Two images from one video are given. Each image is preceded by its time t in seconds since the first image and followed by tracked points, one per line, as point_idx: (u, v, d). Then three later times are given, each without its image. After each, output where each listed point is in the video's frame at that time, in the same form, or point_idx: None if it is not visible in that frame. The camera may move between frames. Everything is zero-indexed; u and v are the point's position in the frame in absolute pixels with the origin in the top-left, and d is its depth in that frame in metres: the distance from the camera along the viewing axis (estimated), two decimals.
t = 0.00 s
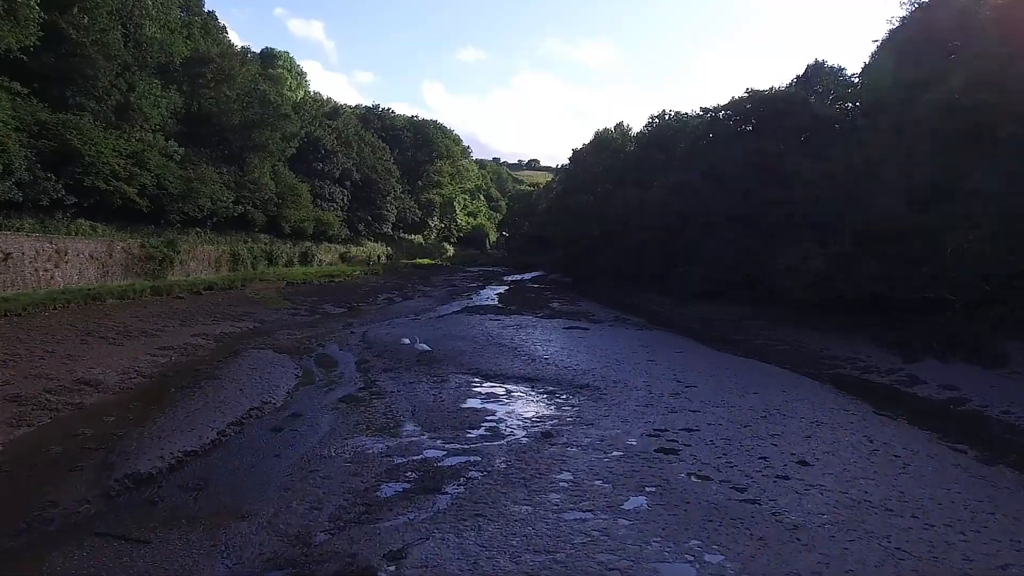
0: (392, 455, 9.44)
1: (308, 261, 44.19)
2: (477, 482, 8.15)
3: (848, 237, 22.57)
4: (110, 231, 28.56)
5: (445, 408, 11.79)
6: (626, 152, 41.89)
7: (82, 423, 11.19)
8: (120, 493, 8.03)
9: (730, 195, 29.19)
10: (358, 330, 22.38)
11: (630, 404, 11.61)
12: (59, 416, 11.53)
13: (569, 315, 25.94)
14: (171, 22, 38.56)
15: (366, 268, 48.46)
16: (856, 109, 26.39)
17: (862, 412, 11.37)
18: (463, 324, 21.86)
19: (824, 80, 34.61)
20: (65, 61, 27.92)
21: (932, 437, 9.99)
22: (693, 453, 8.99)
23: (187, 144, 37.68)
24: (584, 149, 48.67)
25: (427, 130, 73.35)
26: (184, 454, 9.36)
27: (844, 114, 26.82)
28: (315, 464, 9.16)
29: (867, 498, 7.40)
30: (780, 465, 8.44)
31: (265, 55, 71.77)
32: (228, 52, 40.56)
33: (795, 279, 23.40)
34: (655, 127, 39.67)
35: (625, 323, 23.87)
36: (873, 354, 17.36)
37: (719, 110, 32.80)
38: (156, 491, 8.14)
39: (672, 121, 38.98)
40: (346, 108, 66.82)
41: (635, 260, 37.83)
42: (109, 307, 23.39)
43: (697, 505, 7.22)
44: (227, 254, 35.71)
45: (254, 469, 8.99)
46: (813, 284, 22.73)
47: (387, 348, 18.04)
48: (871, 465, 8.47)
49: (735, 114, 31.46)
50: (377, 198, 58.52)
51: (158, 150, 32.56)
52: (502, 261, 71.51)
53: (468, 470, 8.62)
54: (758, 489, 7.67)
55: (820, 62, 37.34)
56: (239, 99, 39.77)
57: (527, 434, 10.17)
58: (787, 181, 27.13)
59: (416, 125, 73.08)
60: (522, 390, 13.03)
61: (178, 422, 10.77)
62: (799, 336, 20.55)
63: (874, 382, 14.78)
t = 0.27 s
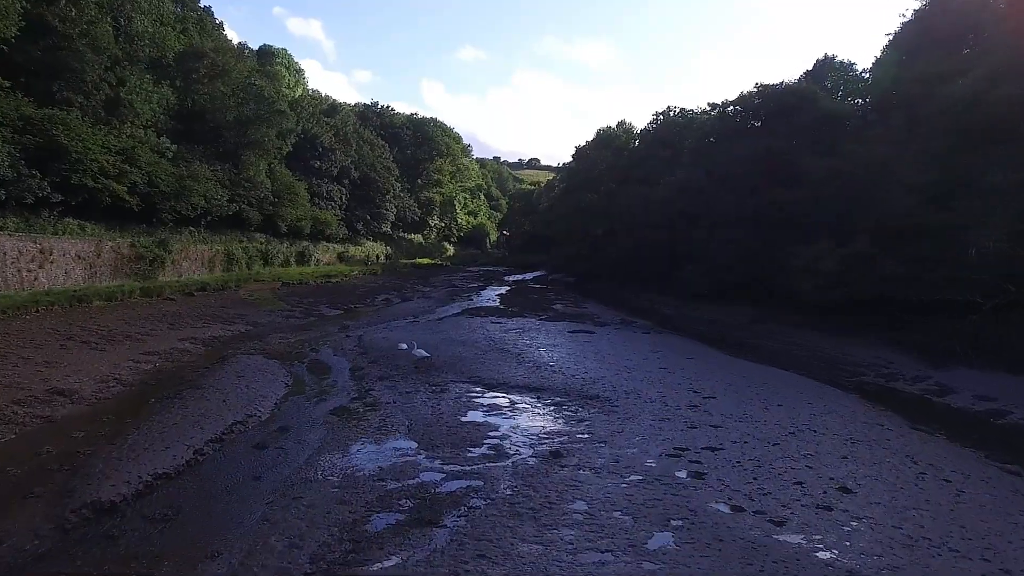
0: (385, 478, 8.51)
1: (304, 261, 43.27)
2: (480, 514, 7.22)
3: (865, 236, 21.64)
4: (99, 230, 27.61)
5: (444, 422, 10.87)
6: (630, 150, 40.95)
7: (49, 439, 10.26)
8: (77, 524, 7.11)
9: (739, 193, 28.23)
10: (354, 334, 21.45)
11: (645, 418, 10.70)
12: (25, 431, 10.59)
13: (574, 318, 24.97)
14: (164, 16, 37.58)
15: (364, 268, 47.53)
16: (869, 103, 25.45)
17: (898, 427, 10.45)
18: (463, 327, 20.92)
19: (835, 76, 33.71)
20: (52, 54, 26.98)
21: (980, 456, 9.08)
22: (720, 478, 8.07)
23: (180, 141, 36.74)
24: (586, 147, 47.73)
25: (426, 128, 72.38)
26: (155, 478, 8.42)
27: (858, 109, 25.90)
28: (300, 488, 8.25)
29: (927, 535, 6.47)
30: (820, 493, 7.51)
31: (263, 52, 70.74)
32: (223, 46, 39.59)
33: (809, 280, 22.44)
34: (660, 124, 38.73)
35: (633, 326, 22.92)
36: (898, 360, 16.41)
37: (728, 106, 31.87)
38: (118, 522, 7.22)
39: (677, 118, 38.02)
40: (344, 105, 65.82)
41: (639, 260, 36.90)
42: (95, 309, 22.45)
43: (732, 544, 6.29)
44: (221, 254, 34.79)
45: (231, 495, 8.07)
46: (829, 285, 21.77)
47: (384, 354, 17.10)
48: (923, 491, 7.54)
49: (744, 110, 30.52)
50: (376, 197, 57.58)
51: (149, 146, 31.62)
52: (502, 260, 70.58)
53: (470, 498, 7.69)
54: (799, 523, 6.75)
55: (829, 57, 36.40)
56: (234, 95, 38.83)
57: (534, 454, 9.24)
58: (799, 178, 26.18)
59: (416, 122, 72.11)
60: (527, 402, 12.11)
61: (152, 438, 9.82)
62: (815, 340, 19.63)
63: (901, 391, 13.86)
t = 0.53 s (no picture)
0: (375, 506, 7.57)
1: (301, 260, 42.36)
2: (481, 554, 6.29)
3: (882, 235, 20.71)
4: (86, 229, 26.67)
5: (442, 439, 9.94)
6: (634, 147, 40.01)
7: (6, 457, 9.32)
8: (18, 565, 6.17)
9: (749, 191, 27.27)
10: (349, 337, 20.53)
11: (662, 435, 9.76)
12: None
13: (578, 320, 24.04)
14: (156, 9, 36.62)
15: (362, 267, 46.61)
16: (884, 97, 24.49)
17: (940, 444, 9.52)
18: (462, 330, 20.00)
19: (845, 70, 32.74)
20: (37, 46, 26.03)
21: None
22: (753, 508, 7.13)
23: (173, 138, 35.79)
24: (588, 144, 46.78)
25: (426, 125, 71.42)
26: (116, 506, 7.49)
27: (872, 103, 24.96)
28: (278, 519, 7.32)
29: None
30: (868, 527, 6.59)
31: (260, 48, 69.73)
32: (217, 41, 38.64)
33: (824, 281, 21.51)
34: (665, 120, 37.79)
35: (641, 329, 21.99)
36: (924, 367, 15.45)
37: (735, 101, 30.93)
38: (67, 562, 6.29)
39: (683, 114, 37.09)
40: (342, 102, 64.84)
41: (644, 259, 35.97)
42: (79, 312, 21.50)
43: None
44: (214, 253, 33.89)
45: (201, 527, 7.14)
46: (845, 286, 20.83)
47: (379, 360, 16.16)
48: (985, 525, 6.64)
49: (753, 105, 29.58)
50: (375, 195, 56.64)
51: (140, 143, 30.69)
52: (503, 260, 69.67)
53: (470, 533, 6.77)
54: (851, 567, 5.83)
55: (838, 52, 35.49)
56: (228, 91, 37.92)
57: (541, 477, 8.33)
58: (811, 175, 25.22)
59: (415, 120, 71.15)
60: (531, 415, 11.19)
61: (119, 458, 8.89)
62: (832, 344, 18.71)
63: (931, 401, 12.94)
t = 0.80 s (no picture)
0: (363, 536, 6.73)
1: (298, 260, 41.55)
2: None
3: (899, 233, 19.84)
4: (75, 227, 25.86)
5: (438, 456, 9.08)
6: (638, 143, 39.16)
7: None
8: None
9: (757, 188, 26.38)
10: (344, 340, 19.68)
11: (680, 451, 8.93)
12: None
13: (582, 322, 23.18)
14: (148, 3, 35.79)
15: (361, 267, 45.75)
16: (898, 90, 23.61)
17: (985, 460, 8.66)
18: (462, 333, 19.15)
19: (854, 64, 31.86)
20: (23, 39, 25.21)
21: None
22: (790, 541, 6.28)
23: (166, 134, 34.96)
24: (591, 142, 45.92)
25: (426, 123, 70.56)
26: (70, 536, 6.67)
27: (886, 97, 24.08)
28: (252, 552, 6.47)
29: None
30: (924, 566, 5.76)
31: (258, 45, 68.89)
32: (211, 35, 37.80)
33: (839, 281, 20.63)
34: (670, 116, 36.94)
35: (647, 331, 21.13)
36: (950, 372, 14.60)
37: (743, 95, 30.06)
38: None
39: (688, 110, 36.24)
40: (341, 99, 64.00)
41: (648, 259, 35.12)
42: (64, 314, 20.68)
43: None
44: (208, 252, 33.07)
45: (164, 562, 6.30)
46: (861, 286, 19.95)
47: (373, 365, 15.30)
48: None
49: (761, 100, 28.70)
50: (374, 194, 55.82)
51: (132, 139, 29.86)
52: (504, 259, 68.82)
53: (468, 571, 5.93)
54: None
55: (848, 46, 34.58)
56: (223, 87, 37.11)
57: (549, 501, 7.50)
58: (823, 171, 24.33)
59: (415, 117, 70.29)
60: (536, 427, 10.36)
61: (82, 478, 8.06)
62: (848, 347, 17.86)
63: (962, 409, 12.08)
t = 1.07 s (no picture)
0: None
1: (294, 260, 40.66)
2: None
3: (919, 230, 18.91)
4: (61, 225, 24.98)
5: (434, 477, 8.18)
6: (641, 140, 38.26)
7: None
8: None
9: (768, 185, 25.46)
10: (337, 343, 18.77)
11: (702, 471, 8.05)
12: None
13: (587, 324, 22.26)
14: None
15: (358, 266, 44.84)
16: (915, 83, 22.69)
17: None
18: (461, 336, 18.25)
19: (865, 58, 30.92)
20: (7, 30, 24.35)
21: None
22: None
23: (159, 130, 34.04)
24: (593, 139, 45.00)
25: (425, 121, 69.67)
26: None
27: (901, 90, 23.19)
28: None
29: None
30: None
31: (255, 42, 67.98)
32: (205, 29, 36.92)
33: (856, 281, 19.71)
34: (674, 112, 36.03)
35: (655, 334, 20.22)
36: (980, 378, 13.69)
37: (751, 90, 29.15)
38: None
39: (693, 106, 35.33)
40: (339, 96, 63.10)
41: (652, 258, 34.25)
42: (45, 315, 19.80)
43: None
44: (201, 251, 32.18)
45: None
46: (880, 287, 19.03)
47: (367, 371, 14.40)
48: None
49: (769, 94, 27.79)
50: (372, 192, 54.95)
51: (122, 134, 28.98)
52: (505, 259, 67.92)
53: None
54: None
55: (857, 39, 33.66)
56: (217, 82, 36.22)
57: (559, 532, 6.61)
58: (837, 167, 23.41)
59: (414, 115, 69.45)
60: (542, 442, 9.48)
61: (33, 504, 7.17)
62: (868, 351, 16.95)
63: (1001, 420, 11.16)
